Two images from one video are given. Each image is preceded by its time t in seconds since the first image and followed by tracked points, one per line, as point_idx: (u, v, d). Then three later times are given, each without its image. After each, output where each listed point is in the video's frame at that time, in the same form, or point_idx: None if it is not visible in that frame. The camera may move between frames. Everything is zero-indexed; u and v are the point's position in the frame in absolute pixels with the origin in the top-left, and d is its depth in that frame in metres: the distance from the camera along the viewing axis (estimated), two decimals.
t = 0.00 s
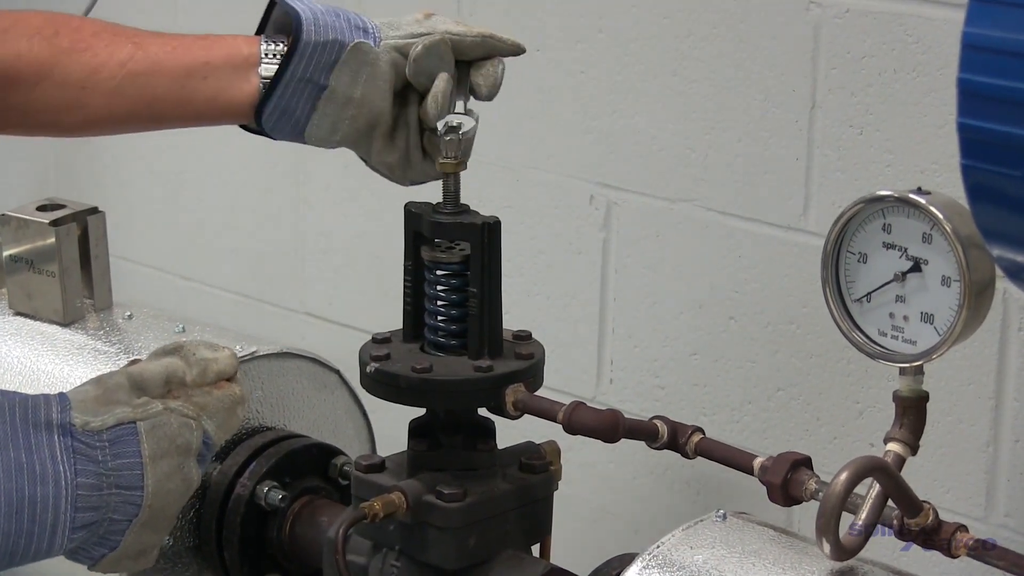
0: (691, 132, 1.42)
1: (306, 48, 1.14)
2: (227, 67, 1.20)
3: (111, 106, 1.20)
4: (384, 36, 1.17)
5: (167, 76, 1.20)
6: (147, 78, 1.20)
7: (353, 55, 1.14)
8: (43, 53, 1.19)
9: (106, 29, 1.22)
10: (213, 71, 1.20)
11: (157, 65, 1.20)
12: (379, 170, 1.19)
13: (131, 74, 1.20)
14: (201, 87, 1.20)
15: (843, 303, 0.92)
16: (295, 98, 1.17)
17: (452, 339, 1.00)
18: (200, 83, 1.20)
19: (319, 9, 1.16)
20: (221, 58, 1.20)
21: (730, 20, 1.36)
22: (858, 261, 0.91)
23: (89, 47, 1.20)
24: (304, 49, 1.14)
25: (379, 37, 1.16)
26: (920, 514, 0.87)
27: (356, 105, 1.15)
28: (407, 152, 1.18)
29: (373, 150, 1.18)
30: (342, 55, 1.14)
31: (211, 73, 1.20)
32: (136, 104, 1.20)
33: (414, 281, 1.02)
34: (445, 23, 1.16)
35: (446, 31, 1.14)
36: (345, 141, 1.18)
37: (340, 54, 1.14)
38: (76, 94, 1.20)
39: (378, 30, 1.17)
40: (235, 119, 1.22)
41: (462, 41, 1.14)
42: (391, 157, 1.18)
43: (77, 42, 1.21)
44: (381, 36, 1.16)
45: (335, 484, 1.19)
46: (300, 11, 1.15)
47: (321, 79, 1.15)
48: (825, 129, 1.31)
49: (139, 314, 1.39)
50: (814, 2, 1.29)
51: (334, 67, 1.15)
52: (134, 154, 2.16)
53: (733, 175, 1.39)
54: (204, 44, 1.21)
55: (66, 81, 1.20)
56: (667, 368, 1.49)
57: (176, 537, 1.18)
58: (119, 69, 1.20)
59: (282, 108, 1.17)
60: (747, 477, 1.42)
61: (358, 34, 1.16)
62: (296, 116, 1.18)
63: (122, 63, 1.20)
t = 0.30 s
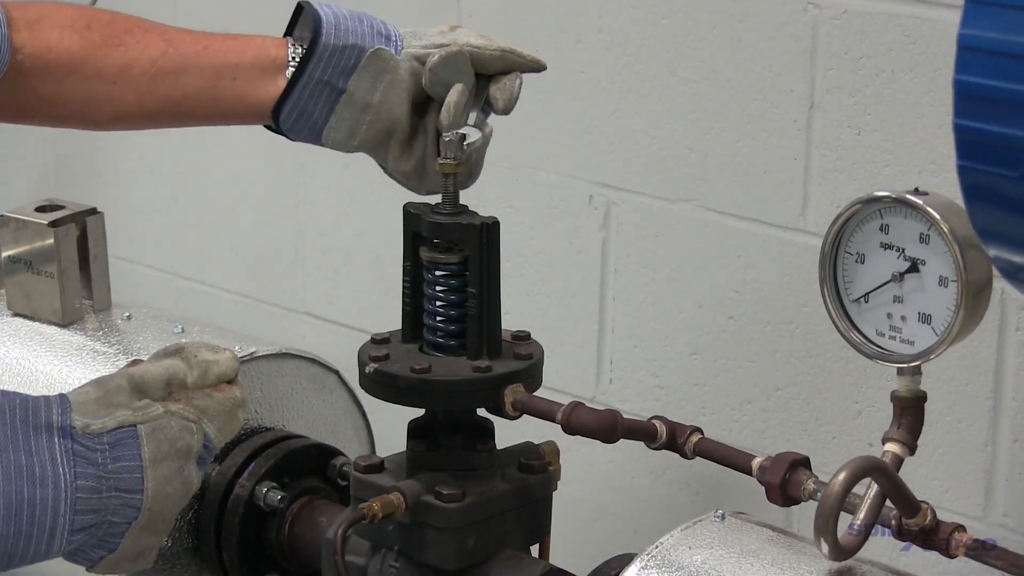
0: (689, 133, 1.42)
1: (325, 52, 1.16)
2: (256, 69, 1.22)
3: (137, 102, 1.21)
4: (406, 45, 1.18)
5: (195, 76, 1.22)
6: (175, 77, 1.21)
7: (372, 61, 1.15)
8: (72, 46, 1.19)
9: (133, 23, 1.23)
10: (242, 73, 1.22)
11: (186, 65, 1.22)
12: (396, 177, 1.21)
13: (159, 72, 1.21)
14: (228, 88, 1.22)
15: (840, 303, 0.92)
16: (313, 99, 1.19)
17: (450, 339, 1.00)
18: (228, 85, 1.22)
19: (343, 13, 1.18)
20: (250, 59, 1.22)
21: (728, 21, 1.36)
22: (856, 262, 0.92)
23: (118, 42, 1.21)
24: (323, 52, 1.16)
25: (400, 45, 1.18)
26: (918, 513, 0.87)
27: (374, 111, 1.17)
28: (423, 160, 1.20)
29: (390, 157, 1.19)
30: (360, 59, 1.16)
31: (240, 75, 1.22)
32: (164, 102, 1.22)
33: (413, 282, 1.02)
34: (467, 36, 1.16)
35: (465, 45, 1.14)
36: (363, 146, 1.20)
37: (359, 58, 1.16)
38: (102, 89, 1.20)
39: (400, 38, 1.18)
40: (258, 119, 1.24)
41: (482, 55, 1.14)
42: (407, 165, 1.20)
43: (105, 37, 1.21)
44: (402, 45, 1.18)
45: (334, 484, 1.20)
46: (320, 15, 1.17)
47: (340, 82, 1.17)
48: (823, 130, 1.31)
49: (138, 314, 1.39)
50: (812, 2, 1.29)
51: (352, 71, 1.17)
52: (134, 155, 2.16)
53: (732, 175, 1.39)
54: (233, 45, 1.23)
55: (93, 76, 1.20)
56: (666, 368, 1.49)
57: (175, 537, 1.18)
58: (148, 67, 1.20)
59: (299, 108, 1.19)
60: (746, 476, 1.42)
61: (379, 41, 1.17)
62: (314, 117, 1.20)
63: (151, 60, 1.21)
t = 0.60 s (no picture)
0: (689, 133, 1.42)
1: (324, 54, 1.17)
2: (258, 75, 1.24)
3: (138, 105, 1.23)
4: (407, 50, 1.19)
5: (197, 79, 1.23)
6: (177, 81, 1.23)
7: (371, 65, 1.16)
8: (75, 47, 1.21)
9: (135, 26, 1.24)
10: (243, 78, 1.23)
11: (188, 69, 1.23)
12: (396, 185, 1.22)
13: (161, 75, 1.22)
14: (230, 92, 1.23)
15: (839, 303, 0.92)
16: (312, 102, 1.19)
17: (450, 339, 1.00)
18: (230, 89, 1.23)
19: (344, 18, 1.19)
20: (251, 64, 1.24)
21: (728, 20, 1.36)
22: (854, 262, 0.92)
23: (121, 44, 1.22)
24: (323, 55, 1.17)
25: (401, 51, 1.19)
26: (917, 513, 0.88)
27: (373, 116, 1.18)
28: (424, 167, 1.20)
29: (390, 164, 1.20)
30: (360, 64, 1.17)
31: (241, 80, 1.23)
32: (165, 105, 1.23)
33: (412, 282, 1.02)
34: (468, 44, 1.16)
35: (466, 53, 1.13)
36: (363, 152, 1.20)
37: (358, 62, 1.17)
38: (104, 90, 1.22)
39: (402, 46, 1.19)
40: (257, 125, 1.25)
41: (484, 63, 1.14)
42: (406, 173, 1.20)
43: (108, 38, 1.22)
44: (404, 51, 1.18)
45: (334, 484, 1.20)
46: (320, 18, 1.17)
47: (339, 86, 1.18)
48: (822, 129, 1.31)
49: (137, 314, 1.39)
50: (811, 3, 1.29)
51: (352, 74, 1.17)
52: (133, 155, 2.16)
53: (731, 175, 1.39)
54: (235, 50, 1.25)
55: (95, 77, 1.21)
56: (666, 367, 1.49)
57: (175, 537, 1.18)
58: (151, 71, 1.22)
59: (298, 110, 1.20)
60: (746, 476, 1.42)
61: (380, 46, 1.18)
62: (313, 120, 1.20)
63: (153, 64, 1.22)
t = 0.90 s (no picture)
0: (689, 133, 1.42)
1: (341, 48, 1.19)
2: (279, 70, 1.25)
3: (152, 97, 1.24)
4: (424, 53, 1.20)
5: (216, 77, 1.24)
6: (195, 78, 1.24)
7: (386, 62, 1.18)
8: (96, 39, 1.23)
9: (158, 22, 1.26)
10: (262, 76, 1.24)
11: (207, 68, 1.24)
12: (409, 187, 1.20)
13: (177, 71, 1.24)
14: (250, 88, 1.24)
15: (839, 303, 0.92)
16: (328, 95, 1.21)
17: (449, 339, 1.00)
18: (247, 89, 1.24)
19: (363, 16, 1.21)
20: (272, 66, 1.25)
21: (727, 20, 1.36)
22: (854, 262, 0.91)
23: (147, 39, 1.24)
24: (340, 49, 1.19)
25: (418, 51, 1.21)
26: (917, 513, 0.87)
27: (387, 114, 1.19)
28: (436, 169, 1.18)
29: (403, 165, 1.19)
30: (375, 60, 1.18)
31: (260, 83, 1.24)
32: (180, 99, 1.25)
33: (412, 281, 1.02)
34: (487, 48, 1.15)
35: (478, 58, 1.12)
36: (375, 151, 1.21)
37: (374, 58, 1.19)
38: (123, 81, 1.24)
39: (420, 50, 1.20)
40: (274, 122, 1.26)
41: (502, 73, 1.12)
42: (417, 174, 1.19)
43: (129, 30, 1.24)
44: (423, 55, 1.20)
45: (334, 484, 1.19)
46: (341, 14, 1.19)
47: (355, 81, 1.20)
48: (822, 130, 1.31)
49: (137, 314, 1.39)
50: (811, 2, 1.29)
51: (367, 69, 1.19)
52: (133, 155, 2.16)
53: (731, 175, 1.39)
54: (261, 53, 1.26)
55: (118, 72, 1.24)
56: (666, 367, 1.49)
57: (175, 537, 1.18)
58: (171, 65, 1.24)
59: (312, 105, 1.21)
60: (746, 476, 1.42)
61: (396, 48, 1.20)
62: (329, 114, 1.21)
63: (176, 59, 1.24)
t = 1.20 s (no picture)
0: (689, 132, 1.42)
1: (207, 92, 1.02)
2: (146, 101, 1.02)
3: None
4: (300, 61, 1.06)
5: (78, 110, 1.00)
6: (44, 116, 1.00)
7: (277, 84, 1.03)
8: None
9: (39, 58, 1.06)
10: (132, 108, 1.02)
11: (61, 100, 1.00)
12: (325, 197, 1.11)
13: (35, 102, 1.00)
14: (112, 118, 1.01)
15: (839, 303, 0.92)
16: (226, 136, 1.03)
17: (449, 339, 1.00)
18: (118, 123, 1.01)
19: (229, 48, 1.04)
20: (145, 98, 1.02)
21: (727, 20, 1.36)
22: (854, 261, 0.91)
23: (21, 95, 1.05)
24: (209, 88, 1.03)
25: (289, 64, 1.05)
26: (916, 513, 0.87)
27: (287, 136, 1.04)
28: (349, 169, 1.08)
29: (316, 177, 1.09)
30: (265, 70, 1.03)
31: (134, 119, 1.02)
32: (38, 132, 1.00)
33: (412, 282, 1.02)
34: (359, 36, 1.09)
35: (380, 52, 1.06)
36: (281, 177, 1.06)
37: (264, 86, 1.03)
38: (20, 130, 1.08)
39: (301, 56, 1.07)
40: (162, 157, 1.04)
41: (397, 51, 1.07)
42: (332, 181, 1.09)
43: None
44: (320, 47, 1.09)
45: (334, 484, 1.19)
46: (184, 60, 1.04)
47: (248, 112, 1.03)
48: (822, 129, 1.31)
49: (137, 314, 1.39)
50: (811, 2, 1.29)
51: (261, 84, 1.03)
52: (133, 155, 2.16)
53: (731, 175, 1.39)
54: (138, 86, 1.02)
55: None
56: (665, 367, 1.49)
57: (175, 537, 1.18)
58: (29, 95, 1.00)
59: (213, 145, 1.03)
60: (746, 476, 1.42)
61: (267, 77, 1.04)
62: (230, 152, 1.04)
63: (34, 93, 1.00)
